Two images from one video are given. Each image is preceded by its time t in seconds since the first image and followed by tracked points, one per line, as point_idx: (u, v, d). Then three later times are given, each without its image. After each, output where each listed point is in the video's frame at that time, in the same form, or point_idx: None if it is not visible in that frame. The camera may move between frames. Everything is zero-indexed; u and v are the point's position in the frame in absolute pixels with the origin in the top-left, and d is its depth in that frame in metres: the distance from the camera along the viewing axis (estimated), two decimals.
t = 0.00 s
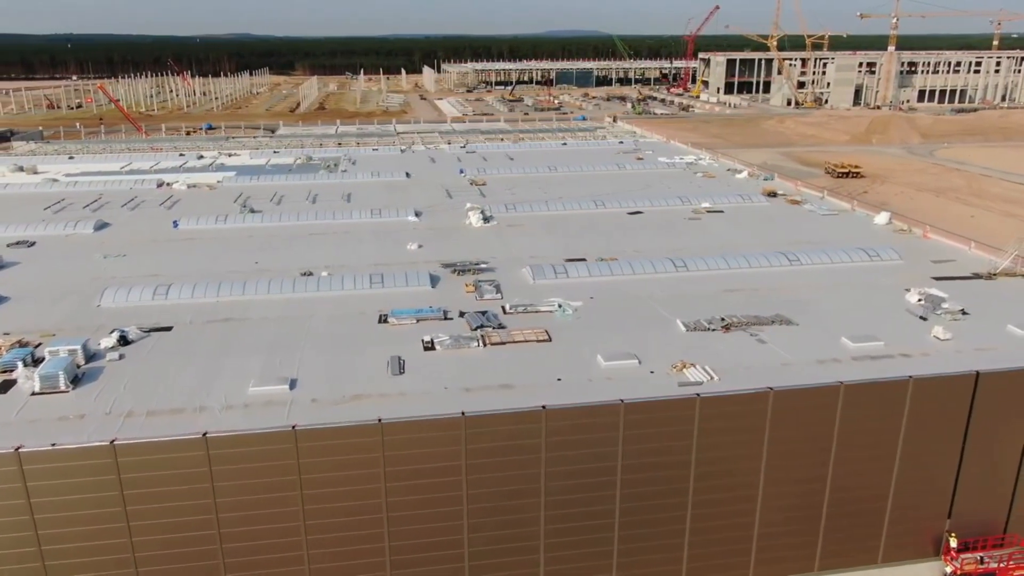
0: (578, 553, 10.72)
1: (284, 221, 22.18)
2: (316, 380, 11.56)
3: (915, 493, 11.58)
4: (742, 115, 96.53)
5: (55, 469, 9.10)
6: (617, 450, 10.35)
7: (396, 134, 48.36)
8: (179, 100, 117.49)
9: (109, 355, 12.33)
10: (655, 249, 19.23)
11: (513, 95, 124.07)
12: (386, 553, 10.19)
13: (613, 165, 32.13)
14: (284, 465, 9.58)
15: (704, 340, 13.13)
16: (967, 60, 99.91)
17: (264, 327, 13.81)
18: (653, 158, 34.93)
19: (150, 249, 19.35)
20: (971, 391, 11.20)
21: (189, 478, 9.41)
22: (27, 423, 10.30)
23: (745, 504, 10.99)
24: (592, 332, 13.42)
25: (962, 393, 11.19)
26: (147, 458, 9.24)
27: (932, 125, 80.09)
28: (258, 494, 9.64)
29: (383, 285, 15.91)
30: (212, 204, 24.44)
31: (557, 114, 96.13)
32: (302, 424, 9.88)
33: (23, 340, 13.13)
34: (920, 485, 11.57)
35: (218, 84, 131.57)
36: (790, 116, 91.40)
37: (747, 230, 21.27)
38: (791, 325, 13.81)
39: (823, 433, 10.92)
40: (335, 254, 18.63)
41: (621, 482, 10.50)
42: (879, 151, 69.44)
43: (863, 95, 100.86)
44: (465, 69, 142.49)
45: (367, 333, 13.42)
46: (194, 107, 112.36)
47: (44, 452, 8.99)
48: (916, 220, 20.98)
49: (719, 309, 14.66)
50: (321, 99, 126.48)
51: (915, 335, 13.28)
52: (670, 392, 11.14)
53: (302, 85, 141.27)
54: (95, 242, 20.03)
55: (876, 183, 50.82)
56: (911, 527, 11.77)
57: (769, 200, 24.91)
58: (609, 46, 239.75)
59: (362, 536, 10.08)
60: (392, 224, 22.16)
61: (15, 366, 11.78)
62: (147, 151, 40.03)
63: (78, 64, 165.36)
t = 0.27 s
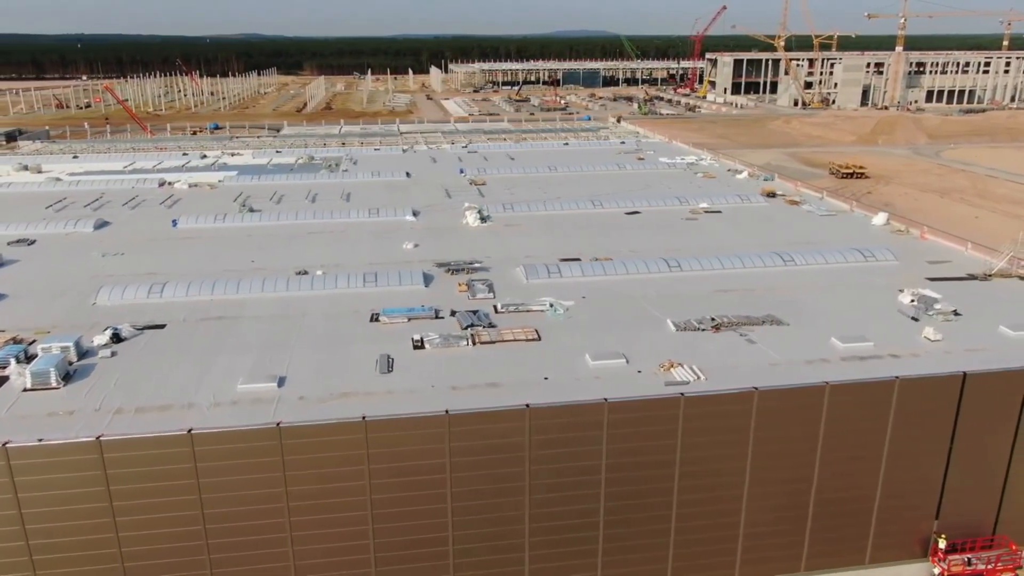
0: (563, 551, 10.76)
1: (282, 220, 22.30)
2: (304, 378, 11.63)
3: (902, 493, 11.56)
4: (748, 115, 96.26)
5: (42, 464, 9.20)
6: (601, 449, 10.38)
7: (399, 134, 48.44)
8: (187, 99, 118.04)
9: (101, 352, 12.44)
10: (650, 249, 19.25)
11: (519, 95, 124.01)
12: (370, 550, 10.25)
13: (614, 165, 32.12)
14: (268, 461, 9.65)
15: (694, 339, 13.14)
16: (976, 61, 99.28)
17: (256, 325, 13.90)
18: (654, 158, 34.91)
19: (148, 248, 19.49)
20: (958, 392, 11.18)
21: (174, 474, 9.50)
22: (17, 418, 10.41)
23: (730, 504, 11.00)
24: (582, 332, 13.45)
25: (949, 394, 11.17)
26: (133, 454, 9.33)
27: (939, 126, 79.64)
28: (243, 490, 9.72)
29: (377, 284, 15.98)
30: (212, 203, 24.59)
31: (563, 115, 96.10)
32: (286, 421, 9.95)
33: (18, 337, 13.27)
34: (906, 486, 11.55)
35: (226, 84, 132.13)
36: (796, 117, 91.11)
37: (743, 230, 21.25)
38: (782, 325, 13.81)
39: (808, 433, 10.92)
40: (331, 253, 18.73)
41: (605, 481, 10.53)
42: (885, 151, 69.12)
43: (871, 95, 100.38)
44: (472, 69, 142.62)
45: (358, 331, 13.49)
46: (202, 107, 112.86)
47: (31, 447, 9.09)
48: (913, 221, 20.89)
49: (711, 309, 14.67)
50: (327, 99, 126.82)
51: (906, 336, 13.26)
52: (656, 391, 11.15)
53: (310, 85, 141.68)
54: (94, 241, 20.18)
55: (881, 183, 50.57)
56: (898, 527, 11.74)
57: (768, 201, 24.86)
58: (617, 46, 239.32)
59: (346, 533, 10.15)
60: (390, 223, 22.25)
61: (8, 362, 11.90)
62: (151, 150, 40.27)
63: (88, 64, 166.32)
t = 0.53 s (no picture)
0: (547, 549, 10.81)
1: (280, 219, 22.42)
2: (293, 376, 11.71)
3: (889, 494, 11.55)
4: (753, 116, 96.02)
5: (29, 459, 9.30)
6: (585, 448, 10.42)
7: (402, 134, 48.55)
8: (195, 99, 118.60)
9: (94, 349, 12.55)
10: (645, 249, 19.28)
11: (525, 95, 124.10)
12: (355, 548, 10.32)
13: (614, 165, 32.14)
14: (252, 459, 9.72)
15: (683, 339, 13.16)
16: (984, 61, 98.66)
17: (248, 323, 13.99)
18: (654, 158, 34.92)
19: (146, 246, 19.63)
20: (945, 393, 11.16)
21: (159, 470, 9.59)
22: (7, 415, 10.52)
23: (716, 503, 11.01)
24: (571, 331, 13.49)
25: (936, 394, 11.16)
26: (120, 450, 9.42)
27: (946, 126, 79.20)
28: (228, 487, 9.80)
29: (370, 283, 16.04)
30: (211, 203, 24.73)
31: (567, 115, 96.12)
32: (271, 419, 10.03)
33: (12, 335, 13.40)
34: (894, 486, 11.53)
35: (233, 84, 132.69)
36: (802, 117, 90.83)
37: (740, 230, 21.22)
38: (772, 325, 13.80)
39: (794, 433, 10.92)
40: (327, 252, 18.82)
41: (590, 480, 10.58)
42: (890, 152, 68.83)
43: (878, 96, 99.93)
44: (479, 69, 142.87)
45: (349, 330, 13.56)
46: (209, 107, 113.38)
47: (17, 443, 9.19)
48: (910, 221, 20.82)
49: (701, 309, 14.67)
50: (334, 99, 127.17)
51: (896, 336, 13.23)
52: (642, 390, 11.18)
53: (316, 85, 142.11)
54: (93, 240, 20.34)
55: (885, 184, 50.35)
56: (885, 528, 11.72)
57: (766, 201, 24.83)
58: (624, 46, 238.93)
59: (331, 530, 10.21)
60: (387, 223, 22.33)
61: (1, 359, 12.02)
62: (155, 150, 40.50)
63: (97, 64, 167.34)
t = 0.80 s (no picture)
0: (533, 547, 10.84)
1: (279, 218, 22.54)
2: (282, 373, 11.79)
3: (877, 495, 11.53)
4: (760, 116, 95.75)
5: (18, 454, 9.40)
6: (570, 446, 10.45)
7: (406, 134, 48.70)
8: (203, 99, 119.24)
9: (87, 347, 12.66)
10: (641, 249, 19.29)
11: (531, 95, 124.18)
12: (341, 544, 10.38)
13: (615, 165, 32.14)
14: (238, 455, 9.80)
15: (673, 339, 13.17)
16: (994, 62, 97.96)
17: (241, 321, 14.07)
18: (656, 158, 34.89)
19: (144, 245, 19.77)
20: (932, 394, 11.14)
21: (145, 465, 9.67)
22: None
23: (702, 503, 11.02)
24: (561, 331, 13.52)
25: (923, 395, 11.14)
26: (107, 445, 9.51)
27: (954, 127, 78.72)
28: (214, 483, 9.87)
29: (364, 282, 16.11)
30: (212, 202, 24.88)
31: (573, 115, 96.12)
32: (258, 416, 10.11)
33: (7, 332, 13.54)
34: (881, 488, 11.51)
35: (241, 84, 133.30)
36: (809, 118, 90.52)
37: (738, 231, 21.20)
38: (763, 326, 13.79)
39: (780, 433, 10.91)
40: (323, 252, 18.91)
41: (575, 479, 10.60)
42: (897, 153, 68.49)
43: (886, 96, 99.42)
44: (485, 70, 143.01)
45: (341, 328, 13.63)
46: (218, 107, 114.01)
47: (6, 438, 9.29)
48: (908, 222, 20.74)
49: (693, 309, 14.67)
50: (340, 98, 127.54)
51: (887, 337, 13.20)
52: (628, 389, 11.20)
53: (324, 85, 142.59)
54: (93, 238, 20.50)
55: (890, 185, 50.12)
56: (873, 529, 11.69)
57: (765, 201, 24.78)
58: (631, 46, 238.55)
59: (317, 526, 10.27)
60: (385, 222, 22.41)
61: None
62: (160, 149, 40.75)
63: (108, 64, 168.35)
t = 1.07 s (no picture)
0: (519, 545, 10.89)
1: (277, 217, 22.66)
2: (272, 371, 11.87)
3: (863, 496, 11.55)
4: (766, 116, 95.49)
5: (7, 449, 9.51)
6: (555, 445, 10.49)
7: (410, 134, 48.80)
8: (210, 98, 119.71)
9: (80, 344, 12.77)
10: (636, 249, 19.30)
11: (537, 95, 124.21)
12: (327, 541, 10.45)
13: (615, 165, 32.15)
14: (224, 451, 9.88)
15: (662, 338, 13.19)
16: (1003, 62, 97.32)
17: (234, 318, 14.16)
18: (657, 158, 34.88)
19: (142, 243, 19.91)
20: (919, 394, 11.16)
21: (133, 461, 9.77)
22: None
23: (688, 502, 11.05)
24: (551, 330, 13.56)
25: (909, 396, 11.14)
26: (94, 441, 9.61)
27: (961, 127, 78.29)
28: (201, 480, 9.96)
29: (358, 281, 16.17)
30: (211, 201, 25.01)
31: (579, 115, 96.08)
32: (244, 413, 10.19)
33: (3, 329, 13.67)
34: (868, 488, 11.53)
35: (248, 84, 133.82)
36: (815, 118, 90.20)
37: (734, 231, 21.18)
38: (754, 326, 13.79)
39: (765, 433, 10.94)
40: (320, 251, 19.00)
41: (560, 477, 10.65)
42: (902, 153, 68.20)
43: (893, 97, 98.96)
44: (492, 70, 143.11)
45: (332, 326, 13.70)
46: (225, 106, 114.52)
47: None
48: (906, 223, 20.66)
49: (684, 309, 14.69)
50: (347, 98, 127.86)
51: (877, 338, 13.18)
52: (614, 388, 11.23)
53: (330, 85, 142.95)
54: (92, 236, 20.66)
55: (894, 186, 49.91)
56: (860, 529, 11.72)
57: (764, 202, 24.75)
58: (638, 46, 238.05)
59: (304, 523, 10.35)
60: (383, 221, 22.49)
61: None
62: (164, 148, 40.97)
63: (117, 63, 169.31)
